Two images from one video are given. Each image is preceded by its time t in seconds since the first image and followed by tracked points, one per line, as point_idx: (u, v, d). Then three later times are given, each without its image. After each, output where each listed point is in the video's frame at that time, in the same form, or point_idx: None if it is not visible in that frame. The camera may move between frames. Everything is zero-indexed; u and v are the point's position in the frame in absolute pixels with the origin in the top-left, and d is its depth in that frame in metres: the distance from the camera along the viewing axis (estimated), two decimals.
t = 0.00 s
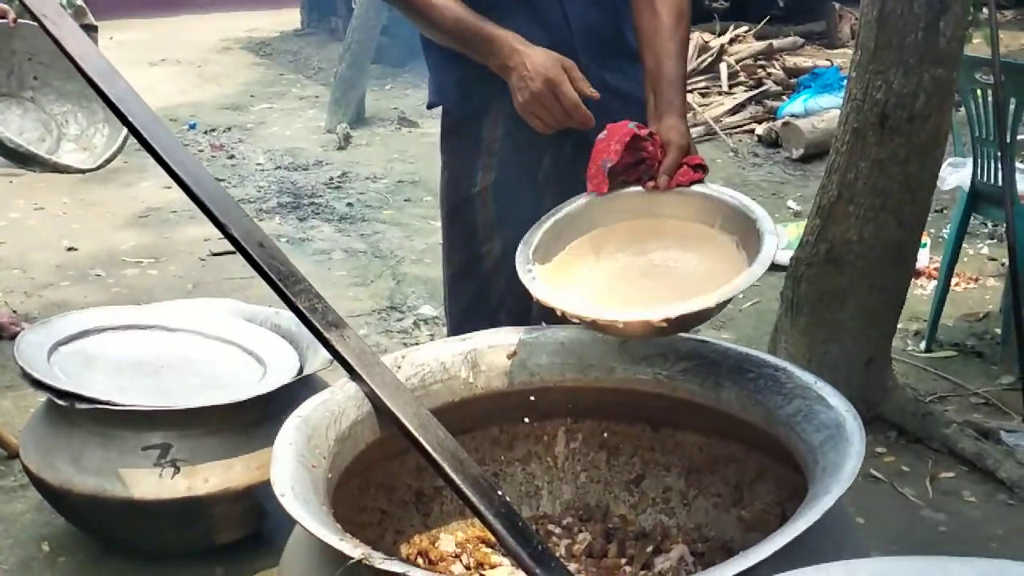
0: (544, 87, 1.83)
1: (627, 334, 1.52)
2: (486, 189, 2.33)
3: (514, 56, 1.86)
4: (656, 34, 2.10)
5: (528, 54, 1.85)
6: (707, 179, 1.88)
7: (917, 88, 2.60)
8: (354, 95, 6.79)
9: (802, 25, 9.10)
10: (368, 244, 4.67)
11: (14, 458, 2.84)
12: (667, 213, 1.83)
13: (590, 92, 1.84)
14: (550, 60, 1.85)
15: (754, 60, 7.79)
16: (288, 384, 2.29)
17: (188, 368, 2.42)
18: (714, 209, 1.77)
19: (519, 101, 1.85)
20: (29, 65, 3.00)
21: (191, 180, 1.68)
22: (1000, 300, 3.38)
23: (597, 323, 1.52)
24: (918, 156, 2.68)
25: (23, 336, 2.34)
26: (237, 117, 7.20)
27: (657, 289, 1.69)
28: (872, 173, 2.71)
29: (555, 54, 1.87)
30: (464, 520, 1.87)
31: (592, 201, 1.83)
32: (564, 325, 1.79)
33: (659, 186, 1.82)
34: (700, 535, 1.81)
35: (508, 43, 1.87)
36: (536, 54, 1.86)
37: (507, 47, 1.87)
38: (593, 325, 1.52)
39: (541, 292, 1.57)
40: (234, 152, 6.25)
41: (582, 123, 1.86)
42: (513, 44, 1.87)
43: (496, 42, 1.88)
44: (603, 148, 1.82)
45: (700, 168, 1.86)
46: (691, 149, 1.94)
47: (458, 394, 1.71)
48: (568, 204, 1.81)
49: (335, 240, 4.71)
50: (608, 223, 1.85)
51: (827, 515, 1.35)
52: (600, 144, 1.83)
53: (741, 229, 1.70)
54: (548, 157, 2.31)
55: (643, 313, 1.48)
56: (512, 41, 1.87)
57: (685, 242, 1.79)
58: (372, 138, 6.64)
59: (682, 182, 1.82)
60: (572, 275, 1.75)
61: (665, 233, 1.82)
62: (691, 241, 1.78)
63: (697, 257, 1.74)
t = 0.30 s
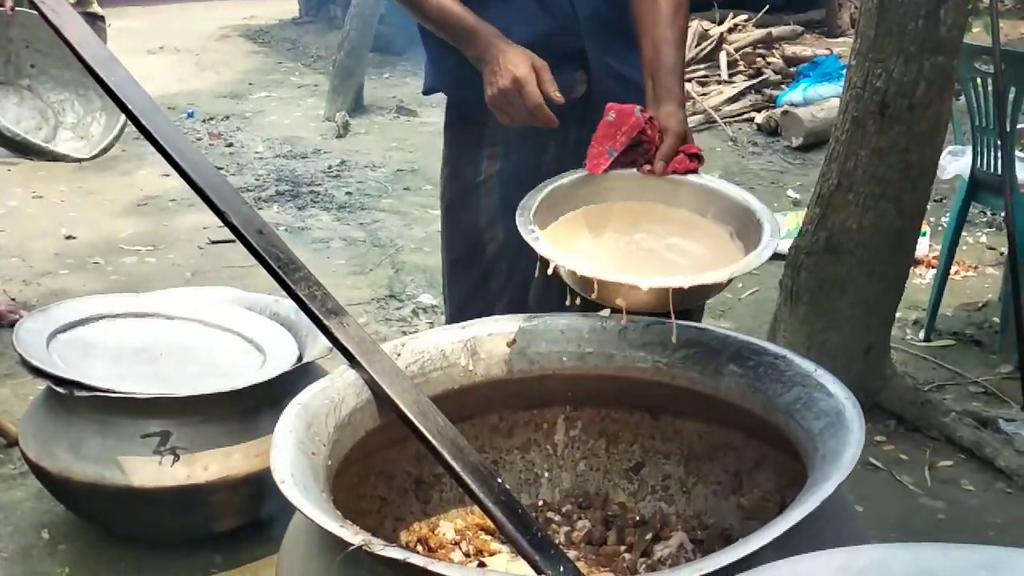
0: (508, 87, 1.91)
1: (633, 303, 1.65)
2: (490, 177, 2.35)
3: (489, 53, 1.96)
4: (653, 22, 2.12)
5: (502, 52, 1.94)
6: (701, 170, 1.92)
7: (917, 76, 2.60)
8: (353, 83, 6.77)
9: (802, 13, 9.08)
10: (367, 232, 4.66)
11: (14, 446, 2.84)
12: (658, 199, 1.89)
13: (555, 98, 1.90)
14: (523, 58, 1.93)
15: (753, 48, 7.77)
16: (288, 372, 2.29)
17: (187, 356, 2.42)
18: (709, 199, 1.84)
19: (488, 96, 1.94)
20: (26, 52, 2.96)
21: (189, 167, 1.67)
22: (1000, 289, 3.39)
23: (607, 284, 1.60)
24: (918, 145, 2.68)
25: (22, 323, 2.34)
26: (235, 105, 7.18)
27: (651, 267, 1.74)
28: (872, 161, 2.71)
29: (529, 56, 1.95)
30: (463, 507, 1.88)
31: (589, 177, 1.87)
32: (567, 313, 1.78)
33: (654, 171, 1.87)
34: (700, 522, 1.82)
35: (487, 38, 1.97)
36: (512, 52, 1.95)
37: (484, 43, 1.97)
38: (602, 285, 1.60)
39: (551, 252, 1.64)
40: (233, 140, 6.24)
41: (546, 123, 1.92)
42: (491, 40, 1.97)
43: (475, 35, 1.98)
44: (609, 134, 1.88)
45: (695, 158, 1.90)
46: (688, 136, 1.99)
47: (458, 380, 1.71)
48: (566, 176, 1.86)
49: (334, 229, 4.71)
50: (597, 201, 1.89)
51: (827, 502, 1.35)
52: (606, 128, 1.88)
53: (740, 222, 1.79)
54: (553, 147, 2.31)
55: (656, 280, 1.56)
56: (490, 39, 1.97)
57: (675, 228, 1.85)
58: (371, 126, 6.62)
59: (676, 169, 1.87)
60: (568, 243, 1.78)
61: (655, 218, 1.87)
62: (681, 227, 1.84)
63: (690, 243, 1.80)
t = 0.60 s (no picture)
0: (477, 91, 1.98)
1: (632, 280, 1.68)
2: (493, 169, 2.35)
3: (465, 51, 2.01)
4: (662, 11, 2.16)
5: (475, 54, 1.99)
6: (707, 153, 1.96)
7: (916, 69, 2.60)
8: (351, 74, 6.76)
9: (801, 6, 9.08)
10: (365, 223, 4.66)
11: (10, 435, 2.83)
12: (662, 181, 1.92)
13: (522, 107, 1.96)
14: (492, 62, 1.99)
15: (752, 40, 7.77)
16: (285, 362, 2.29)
17: (184, 346, 2.42)
18: (714, 181, 1.87)
19: (458, 95, 2.02)
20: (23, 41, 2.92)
21: (187, 156, 1.67)
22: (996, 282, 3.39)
23: (609, 259, 1.63)
24: (916, 138, 2.68)
25: (19, 313, 2.33)
26: (232, 96, 7.16)
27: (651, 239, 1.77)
28: (870, 154, 2.71)
29: (501, 60, 2.00)
30: (461, 498, 1.89)
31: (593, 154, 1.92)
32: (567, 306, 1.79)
33: (660, 151, 1.90)
34: (696, 514, 1.83)
35: (464, 36, 2.01)
36: (484, 54, 1.99)
37: (460, 39, 2.01)
38: (606, 258, 1.62)
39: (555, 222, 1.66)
40: (230, 131, 6.23)
41: (510, 128, 2.00)
42: (465, 39, 2.01)
43: (453, 30, 2.02)
44: (619, 112, 1.92)
45: (701, 141, 1.95)
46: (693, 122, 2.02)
47: (456, 371, 1.71)
48: (569, 154, 1.90)
49: (332, 220, 4.70)
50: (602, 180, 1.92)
51: (823, 494, 1.35)
52: (615, 105, 1.92)
53: (743, 204, 1.81)
54: (555, 138, 2.34)
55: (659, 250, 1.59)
56: (468, 36, 2.01)
57: (678, 208, 1.87)
58: (368, 117, 6.62)
59: (682, 151, 1.90)
60: (569, 216, 1.82)
61: (659, 198, 1.89)
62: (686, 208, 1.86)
63: (692, 221, 1.83)
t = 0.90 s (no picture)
0: (452, 94, 1.98)
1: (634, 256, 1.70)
2: (496, 160, 2.34)
3: (445, 50, 2.01)
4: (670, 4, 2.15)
5: (452, 54, 1.99)
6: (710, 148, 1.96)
7: (916, 65, 2.60)
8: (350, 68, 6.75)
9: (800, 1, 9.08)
10: (363, 217, 4.65)
11: (9, 428, 2.83)
12: (664, 175, 1.94)
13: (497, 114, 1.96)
14: (469, 65, 1.98)
15: (751, 36, 7.77)
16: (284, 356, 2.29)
17: (184, 339, 2.41)
18: (716, 169, 1.89)
19: (433, 95, 2.01)
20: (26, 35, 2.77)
21: (186, 148, 1.66)
22: (995, 278, 3.39)
23: (610, 232, 1.67)
24: (917, 133, 2.68)
25: (18, 306, 2.33)
26: (231, 89, 7.16)
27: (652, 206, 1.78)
28: (869, 149, 2.71)
29: (479, 63, 2.00)
30: (460, 492, 1.90)
31: (591, 152, 1.95)
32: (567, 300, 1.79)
33: (660, 146, 1.93)
34: (696, 508, 1.83)
35: (444, 36, 2.02)
36: (461, 56, 1.99)
37: (440, 39, 2.02)
38: (608, 227, 1.65)
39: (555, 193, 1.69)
40: (230, 124, 6.22)
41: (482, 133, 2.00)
42: (446, 40, 2.01)
43: (434, 28, 2.03)
44: (619, 99, 1.93)
45: (705, 137, 1.95)
46: (697, 115, 2.04)
47: (454, 364, 1.70)
48: (570, 150, 1.93)
49: (331, 214, 4.70)
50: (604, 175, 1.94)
51: (822, 488, 1.35)
52: (615, 94, 1.94)
53: (746, 185, 1.83)
54: (559, 133, 2.35)
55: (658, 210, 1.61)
56: (449, 36, 2.01)
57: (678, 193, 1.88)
58: (367, 111, 6.61)
59: (683, 145, 1.92)
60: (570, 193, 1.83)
61: (660, 184, 1.91)
62: (687, 190, 1.87)
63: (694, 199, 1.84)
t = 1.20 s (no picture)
0: (433, 96, 2.04)
1: (626, 254, 1.69)
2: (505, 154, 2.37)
3: (432, 52, 2.07)
4: None
5: (438, 56, 2.05)
6: (708, 135, 1.96)
7: (915, 62, 2.60)
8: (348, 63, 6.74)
9: None
10: (361, 213, 4.65)
11: (5, 422, 2.83)
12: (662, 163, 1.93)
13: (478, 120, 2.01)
14: (454, 68, 2.05)
15: (749, 32, 7.77)
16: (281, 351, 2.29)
17: (182, 334, 2.41)
18: (712, 160, 1.87)
19: (415, 94, 2.07)
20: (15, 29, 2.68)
21: (183, 143, 1.65)
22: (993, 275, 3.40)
23: (600, 233, 1.65)
24: (915, 130, 2.68)
25: (15, 300, 2.32)
26: (228, 84, 7.14)
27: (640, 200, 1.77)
28: (867, 146, 2.71)
29: (463, 68, 2.07)
30: (457, 487, 1.89)
31: (588, 137, 1.94)
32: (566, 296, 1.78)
33: (658, 132, 1.92)
34: (693, 504, 1.83)
35: (433, 37, 2.07)
36: (446, 59, 2.06)
37: (429, 38, 2.07)
38: (596, 229, 1.64)
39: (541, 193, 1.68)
40: (227, 119, 6.21)
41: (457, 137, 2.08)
42: (435, 42, 2.07)
43: (425, 28, 2.08)
44: (614, 96, 1.95)
45: (702, 122, 1.95)
46: (696, 105, 2.04)
47: (452, 359, 1.70)
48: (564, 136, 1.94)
49: (328, 209, 4.69)
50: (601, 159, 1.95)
51: (820, 485, 1.35)
52: (611, 91, 1.95)
53: (740, 180, 1.81)
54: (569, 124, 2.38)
55: (641, 214, 1.60)
56: (437, 38, 2.07)
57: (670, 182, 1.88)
58: (365, 107, 6.60)
59: (680, 132, 1.91)
60: (560, 182, 1.84)
61: (653, 173, 1.90)
62: (680, 180, 1.87)
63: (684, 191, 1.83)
